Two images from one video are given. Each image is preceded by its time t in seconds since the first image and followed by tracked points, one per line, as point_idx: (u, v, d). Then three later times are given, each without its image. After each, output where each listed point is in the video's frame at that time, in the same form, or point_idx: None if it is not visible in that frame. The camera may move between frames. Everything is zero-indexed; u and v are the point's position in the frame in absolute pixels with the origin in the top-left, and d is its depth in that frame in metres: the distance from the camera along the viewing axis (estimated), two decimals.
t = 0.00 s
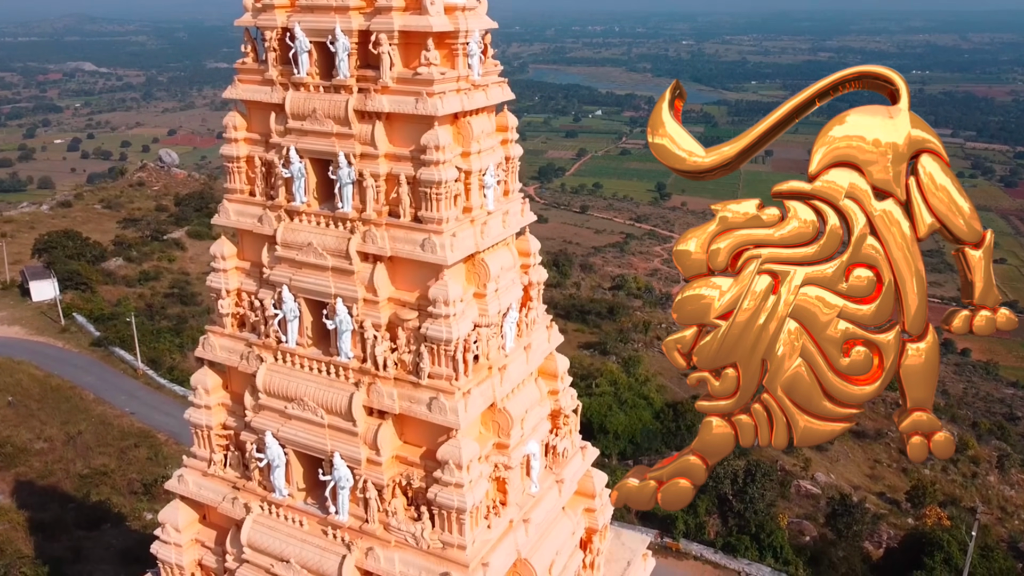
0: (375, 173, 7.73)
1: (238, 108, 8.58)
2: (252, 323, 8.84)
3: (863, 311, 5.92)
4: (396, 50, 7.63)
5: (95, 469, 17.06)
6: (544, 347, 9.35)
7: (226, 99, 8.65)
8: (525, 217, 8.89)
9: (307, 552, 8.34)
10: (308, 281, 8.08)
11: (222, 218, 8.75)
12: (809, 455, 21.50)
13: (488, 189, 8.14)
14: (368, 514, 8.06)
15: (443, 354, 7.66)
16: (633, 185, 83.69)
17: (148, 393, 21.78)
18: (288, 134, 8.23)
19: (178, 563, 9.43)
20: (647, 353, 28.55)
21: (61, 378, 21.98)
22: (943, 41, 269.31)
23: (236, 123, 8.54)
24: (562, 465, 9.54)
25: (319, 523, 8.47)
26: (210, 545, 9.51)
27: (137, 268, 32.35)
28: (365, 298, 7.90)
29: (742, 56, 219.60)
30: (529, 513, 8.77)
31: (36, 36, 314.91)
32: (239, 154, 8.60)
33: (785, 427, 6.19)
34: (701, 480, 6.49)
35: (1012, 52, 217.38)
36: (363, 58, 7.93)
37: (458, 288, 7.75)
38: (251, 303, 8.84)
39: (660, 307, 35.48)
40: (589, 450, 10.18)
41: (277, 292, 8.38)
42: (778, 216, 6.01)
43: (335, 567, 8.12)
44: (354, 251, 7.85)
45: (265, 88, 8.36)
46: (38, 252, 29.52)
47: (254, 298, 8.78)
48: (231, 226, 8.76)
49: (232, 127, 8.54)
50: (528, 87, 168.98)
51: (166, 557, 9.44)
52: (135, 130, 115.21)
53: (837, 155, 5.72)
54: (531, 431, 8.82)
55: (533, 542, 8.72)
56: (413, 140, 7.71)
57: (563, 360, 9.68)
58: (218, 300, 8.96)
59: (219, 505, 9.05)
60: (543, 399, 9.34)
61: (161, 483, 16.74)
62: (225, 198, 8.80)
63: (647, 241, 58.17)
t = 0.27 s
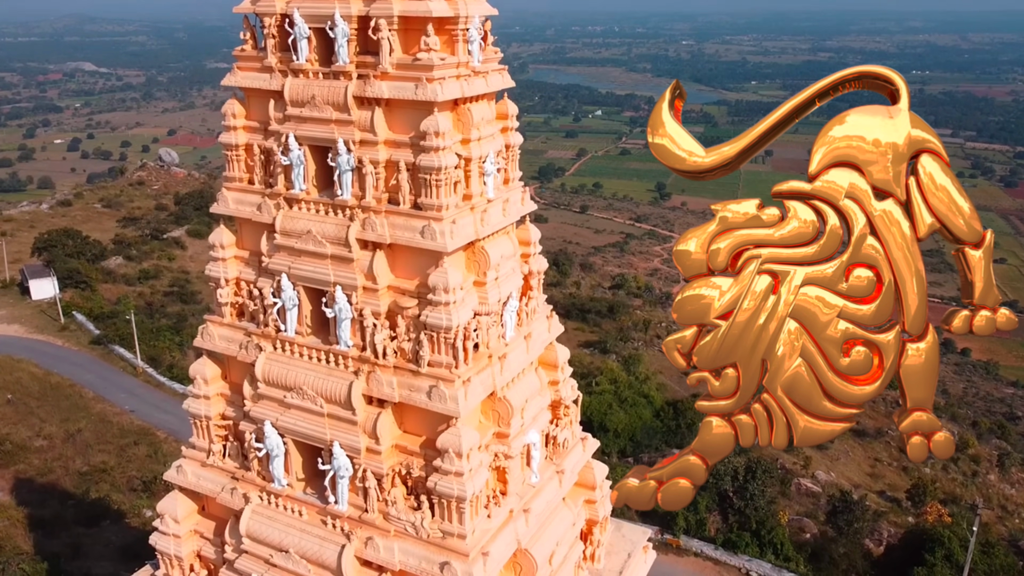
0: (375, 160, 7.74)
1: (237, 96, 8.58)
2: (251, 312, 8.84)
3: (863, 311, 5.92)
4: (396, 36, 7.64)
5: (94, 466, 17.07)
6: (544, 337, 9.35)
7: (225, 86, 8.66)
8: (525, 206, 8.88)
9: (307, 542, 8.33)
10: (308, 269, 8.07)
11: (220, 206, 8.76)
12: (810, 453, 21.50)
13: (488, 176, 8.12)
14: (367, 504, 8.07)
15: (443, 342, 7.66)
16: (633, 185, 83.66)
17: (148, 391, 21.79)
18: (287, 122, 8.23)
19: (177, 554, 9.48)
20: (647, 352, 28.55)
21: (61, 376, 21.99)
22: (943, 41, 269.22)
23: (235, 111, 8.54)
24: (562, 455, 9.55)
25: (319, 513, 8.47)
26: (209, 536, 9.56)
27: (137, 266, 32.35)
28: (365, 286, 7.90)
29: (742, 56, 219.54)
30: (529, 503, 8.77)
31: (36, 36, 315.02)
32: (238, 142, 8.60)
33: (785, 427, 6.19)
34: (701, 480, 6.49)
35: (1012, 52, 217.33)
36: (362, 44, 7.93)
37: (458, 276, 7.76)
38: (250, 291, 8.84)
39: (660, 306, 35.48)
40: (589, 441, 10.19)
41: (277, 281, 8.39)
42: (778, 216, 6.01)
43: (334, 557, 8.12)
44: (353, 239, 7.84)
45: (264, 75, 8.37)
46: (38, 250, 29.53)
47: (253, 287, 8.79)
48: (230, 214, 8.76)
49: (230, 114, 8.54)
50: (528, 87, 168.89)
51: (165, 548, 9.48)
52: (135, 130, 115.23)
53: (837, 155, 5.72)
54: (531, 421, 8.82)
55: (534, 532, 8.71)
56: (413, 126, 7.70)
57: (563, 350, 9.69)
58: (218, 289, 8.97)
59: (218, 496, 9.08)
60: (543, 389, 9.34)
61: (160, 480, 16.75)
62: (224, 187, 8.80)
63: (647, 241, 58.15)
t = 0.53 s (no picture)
0: (374, 147, 7.74)
1: (235, 84, 8.57)
2: (249, 301, 8.85)
3: (863, 311, 5.92)
4: (396, 22, 7.65)
5: (94, 464, 17.07)
6: (544, 327, 9.35)
7: (223, 74, 8.65)
8: (525, 195, 8.87)
9: (306, 531, 8.34)
10: (306, 257, 8.07)
11: (219, 195, 8.76)
12: (810, 452, 21.50)
13: (488, 164, 8.12)
14: (367, 493, 8.07)
15: (442, 330, 7.67)
16: (633, 185, 83.64)
17: (147, 389, 21.79)
18: (285, 109, 8.23)
19: (176, 546, 9.50)
20: (647, 351, 28.56)
21: (60, 374, 22.00)
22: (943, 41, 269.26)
23: (233, 99, 8.53)
24: (562, 446, 9.56)
25: (318, 503, 8.47)
26: (207, 527, 9.58)
27: (137, 265, 32.34)
28: (364, 274, 7.90)
29: (742, 56, 219.54)
30: (529, 493, 8.77)
31: (36, 36, 315.01)
32: (236, 130, 8.60)
33: (785, 427, 6.20)
34: (701, 480, 6.49)
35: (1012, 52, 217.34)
36: (361, 31, 7.94)
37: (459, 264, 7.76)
38: (248, 281, 8.85)
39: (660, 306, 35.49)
40: (589, 433, 10.19)
41: (276, 269, 8.38)
42: (778, 216, 6.01)
43: (333, 546, 8.12)
44: (353, 226, 7.84)
45: (262, 63, 8.36)
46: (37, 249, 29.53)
47: (251, 276, 8.79)
48: (229, 203, 8.77)
49: (229, 102, 8.53)
50: (528, 87, 168.84)
51: (163, 540, 9.50)
52: (135, 130, 115.24)
53: (838, 155, 5.71)
54: (531, 411, 8.83)
55: (533, 522, 8.72)
56: (413, 113, 7.70)
57: (563, 341, 9.69)
58: (217, 279, 8.97)
59: (217, 486, 9.10)
60: (544, 379, 9.35)
61: (160, 477, 16.75)
62: (223, 175, 8.80)
63: (647, 241, 58.14)
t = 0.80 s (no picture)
0: (373, 134, 7.74)
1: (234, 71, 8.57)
2: (248, 290, 8.85)
3: (863, 311, 5.92)
4: (395, 9, 7.65)
5: (93, 461, 17.07)
6: (545, 317, 9.34)
7: (222, 62, 8.65)
8: (525, 183, 8.86)
9: (304, 521, 8.35)
10: (305, 245, 8.08)
11: (217, 183, 8.76)
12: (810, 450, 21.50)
13: (488, 151, 8.11)
14: (366, 483, 8.08)
15: (442, 317, 7.66)
16: (633, 185, 83.63)
17: (147, 387, 21.79)
18: (284, 96, 8.22)
19: (174, 537, 9.50)
20: (647, 349, 28.58)
21: (60, 372, 22.01)
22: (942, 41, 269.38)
23: (232, 87, 8.53)
24: (562, 437, 9.56)
25: (317, 493, 8.47)
26: (206, 519, 9.59)
27: (136, 264, 32.34)
28: (364, 262, 7.90)
29: (742, 56, 219.59)
30: (529, 483, 8.76)
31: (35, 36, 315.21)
32: (235, 118, 8.60)
33: (785, 427, 6.20)
34: (701, 480, 6.49)
35: (1012, 53, 217.37)
36: (360, 17, 7.93)
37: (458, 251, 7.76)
38: (247, 270, 8.85)
39: (660, 304, 35.51)
40: (590, 424, 10.19)
41: (275, 258, 8.39)
42: (778, 216, 6.01)
43: (332, 536, 8.13)
44: (352, 214, 7.84)
45: (261, 50, 8.35)
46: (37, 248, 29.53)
47: (250, 265, 8.80)
48: (227, 191, 8.77)
49: (227, 90, 8.53)
50: (528, 87, 168.87)
51: (161, 531, 9.51)
52: (136, 130, 115.25)
53: (838, 155, 5.71)
54: (531, 401, 8.83)
55: (534, 513, 8.71)
56: (413, 99, 7.69)
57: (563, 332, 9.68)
58: (215, 268, 8.97)
59: (215, 477, 9.12)
60: (544, 369, 9.35)
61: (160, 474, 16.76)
62: (222, 163, 8.80)
63: (647, 241, 58.18)
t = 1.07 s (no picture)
0: (372, 120, 7.74)
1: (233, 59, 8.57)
2: (247, 280, 8.85)
3: (863, 311, 5.92)
4: None
5: (93, 458, 17.05)
6: (545, 307, 9.33)
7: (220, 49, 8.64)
8: (525, 172, 8.84)
9: (303, 511, 8.36)
10: (304, 233, 8.09)
11: (216, 171, 8.76)
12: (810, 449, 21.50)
13: (488, 138, 8.10)
14: (365, 473, 8.09)
15: (442, 305, 7.67)
16: (633, 185, 83.61)
17: (146, 384, 21.79)
18: (283, 83, 8.22)
19: (173, 528, 9.51)
20: (647, 348, 28.58)
21: (59, 370, 22.02)
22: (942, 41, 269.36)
23: (231, 74, 8.52)
24: (563, 428, 9.56)
25: (316, 483, 8.48)
26: (204, 510, 9.60)
27: (136, 263, 32.34)
28: (362, 250, 7.91)
29: (741, 56, 219.58)
30: (529, 474, 8.76)
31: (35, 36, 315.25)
32: (234, 106, 8.59)
33: (785, 427, 6.20)
34: (701, 480, 6.49)
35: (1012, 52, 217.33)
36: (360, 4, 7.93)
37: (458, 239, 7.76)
38: (245, 258, 8.85)
39: (660, 304, 35.51)
40: (590, 416, 10.18)
41: (274, 247, 8.39)
42: (778, 216, 6.01)
43: (331, 526, 8.14)
44: (352, 201, 7.84)
45: (259, 37, 8.35)
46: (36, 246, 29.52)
47: (248, 254, 8.79)
48: (226, 179, 8.76)
49: (226, 78, 8.52)
50: (528, 87, 168.85)
51: (160, 523, 9.55)
52: (135, 130, 115.26)
53: (838, 154, 5.72)
54: (531, 391, 8.83)
55: (534, 503, 8.71)
56: (412, 85, 7.69)
57: (564, 322, 9.67)
58: (214, 258, 8.97)
59: (214, 467, 9.14)
60: (544, 359, 9.34)
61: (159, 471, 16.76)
62: (221, 151, 8.80)
63: (647, 240, 58.21)
